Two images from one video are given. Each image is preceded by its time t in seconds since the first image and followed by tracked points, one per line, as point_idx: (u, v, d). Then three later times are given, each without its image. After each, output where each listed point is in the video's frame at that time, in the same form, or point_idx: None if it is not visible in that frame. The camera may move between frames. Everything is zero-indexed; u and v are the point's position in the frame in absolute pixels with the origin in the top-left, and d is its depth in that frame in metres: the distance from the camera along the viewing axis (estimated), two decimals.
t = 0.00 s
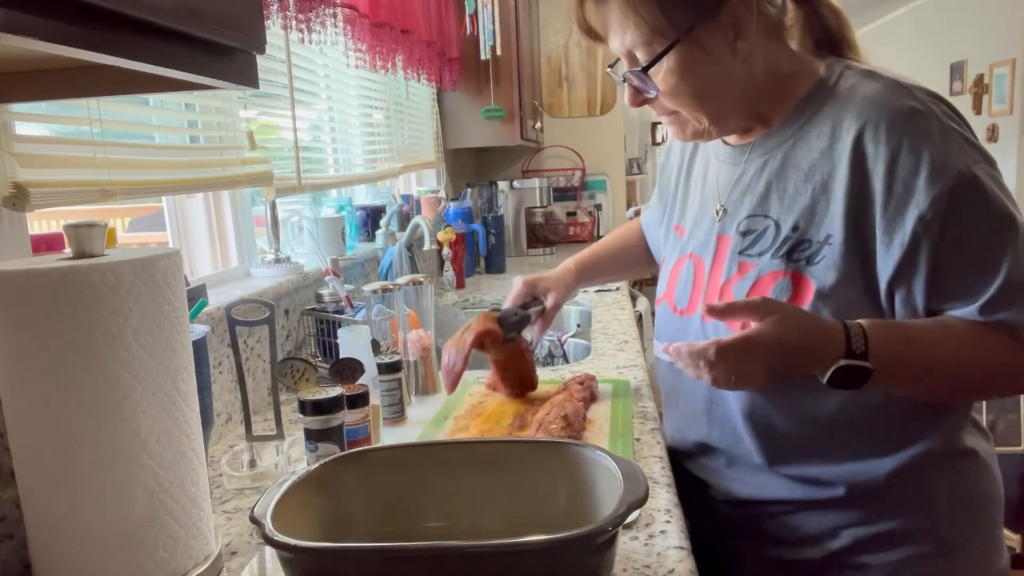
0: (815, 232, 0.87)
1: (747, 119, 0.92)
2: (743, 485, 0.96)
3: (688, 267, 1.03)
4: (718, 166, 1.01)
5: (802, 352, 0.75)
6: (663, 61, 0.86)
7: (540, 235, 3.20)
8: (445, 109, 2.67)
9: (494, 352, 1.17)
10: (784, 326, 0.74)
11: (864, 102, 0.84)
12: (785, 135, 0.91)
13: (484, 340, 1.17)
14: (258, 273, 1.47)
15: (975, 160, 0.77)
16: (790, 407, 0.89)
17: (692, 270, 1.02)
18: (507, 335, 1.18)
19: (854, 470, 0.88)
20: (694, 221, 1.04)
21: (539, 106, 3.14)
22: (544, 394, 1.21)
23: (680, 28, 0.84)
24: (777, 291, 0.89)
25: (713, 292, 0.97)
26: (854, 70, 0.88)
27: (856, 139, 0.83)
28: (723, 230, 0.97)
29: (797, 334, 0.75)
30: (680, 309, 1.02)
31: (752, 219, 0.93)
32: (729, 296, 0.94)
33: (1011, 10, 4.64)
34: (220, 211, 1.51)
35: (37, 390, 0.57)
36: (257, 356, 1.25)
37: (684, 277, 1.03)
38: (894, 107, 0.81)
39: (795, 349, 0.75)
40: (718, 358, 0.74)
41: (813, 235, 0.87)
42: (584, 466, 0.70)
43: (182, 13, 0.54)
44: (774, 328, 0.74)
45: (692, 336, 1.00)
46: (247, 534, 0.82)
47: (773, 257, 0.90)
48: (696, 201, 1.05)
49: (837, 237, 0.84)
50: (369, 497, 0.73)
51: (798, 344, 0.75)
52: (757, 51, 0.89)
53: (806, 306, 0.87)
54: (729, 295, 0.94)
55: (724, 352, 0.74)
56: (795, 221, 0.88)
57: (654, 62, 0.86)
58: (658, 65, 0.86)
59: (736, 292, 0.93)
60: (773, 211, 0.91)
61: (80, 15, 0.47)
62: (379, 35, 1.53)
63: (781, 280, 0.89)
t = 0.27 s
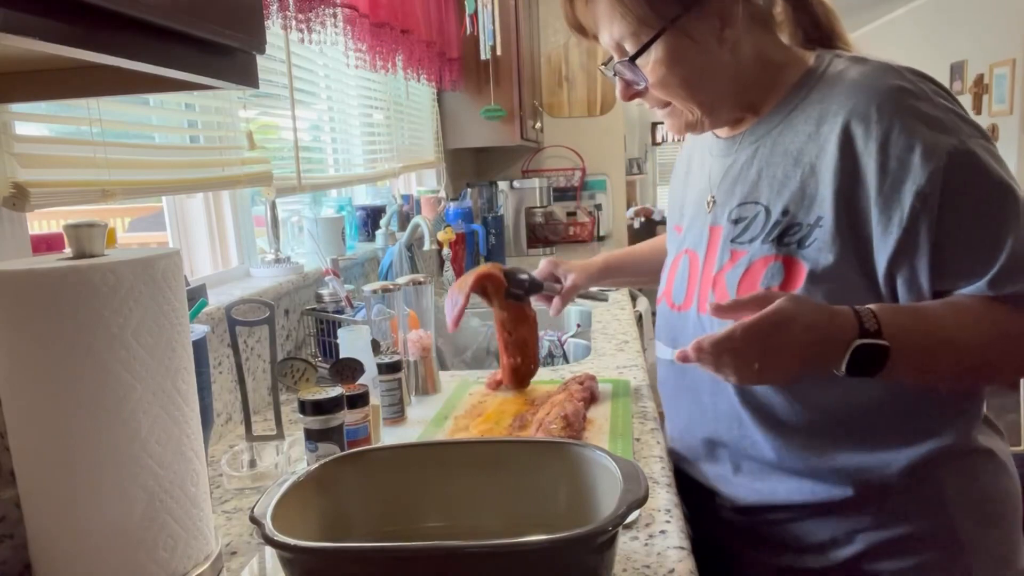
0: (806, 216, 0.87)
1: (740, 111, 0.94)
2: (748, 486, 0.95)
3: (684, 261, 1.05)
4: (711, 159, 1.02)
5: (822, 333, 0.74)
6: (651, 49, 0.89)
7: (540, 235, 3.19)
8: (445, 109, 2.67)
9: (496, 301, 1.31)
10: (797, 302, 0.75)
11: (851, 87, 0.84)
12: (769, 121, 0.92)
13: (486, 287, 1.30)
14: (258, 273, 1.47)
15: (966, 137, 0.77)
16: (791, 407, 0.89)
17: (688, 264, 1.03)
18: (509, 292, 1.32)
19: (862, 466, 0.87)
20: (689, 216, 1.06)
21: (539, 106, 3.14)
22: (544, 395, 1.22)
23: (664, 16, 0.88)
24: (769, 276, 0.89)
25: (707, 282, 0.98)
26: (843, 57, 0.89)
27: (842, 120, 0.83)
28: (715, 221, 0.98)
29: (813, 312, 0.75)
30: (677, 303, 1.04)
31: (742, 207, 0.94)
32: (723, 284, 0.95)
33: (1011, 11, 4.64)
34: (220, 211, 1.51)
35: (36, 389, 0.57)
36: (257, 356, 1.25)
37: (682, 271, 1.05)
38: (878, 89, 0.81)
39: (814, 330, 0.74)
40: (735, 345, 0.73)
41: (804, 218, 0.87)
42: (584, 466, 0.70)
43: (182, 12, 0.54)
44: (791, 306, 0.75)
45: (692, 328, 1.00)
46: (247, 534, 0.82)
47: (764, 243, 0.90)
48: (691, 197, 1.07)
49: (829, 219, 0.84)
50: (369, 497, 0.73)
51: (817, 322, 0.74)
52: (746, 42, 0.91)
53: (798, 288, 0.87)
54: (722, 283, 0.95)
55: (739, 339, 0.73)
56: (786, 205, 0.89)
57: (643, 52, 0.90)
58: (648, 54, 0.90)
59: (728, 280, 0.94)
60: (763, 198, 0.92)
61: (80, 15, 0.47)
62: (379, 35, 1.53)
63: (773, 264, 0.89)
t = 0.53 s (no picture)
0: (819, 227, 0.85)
1: (758, 108, 0.93)
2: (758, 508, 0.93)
3: (697, 264, 1.05)
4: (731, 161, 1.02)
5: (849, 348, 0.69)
6: (667, 42, 0.88)
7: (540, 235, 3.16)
8: (445, 109, 2.67)
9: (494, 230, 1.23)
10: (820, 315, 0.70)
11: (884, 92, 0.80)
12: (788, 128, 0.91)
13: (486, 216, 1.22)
14: (258, 273, 1.47)
15: (999, 151, 0.72)
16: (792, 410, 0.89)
17: (699, 267, 1.04)
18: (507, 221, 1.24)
19: (874, 491, 0.83)
20: (706, 218, 1.06)
21: (539, 106, 3.14)
22: (544, 395, 1.22)
23: (682, 7, 0.85)
24: (776, 287, 0.88)
25: (715, 289, 0.98)
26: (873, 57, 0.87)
27: (863, 131, 0.80)
28: (728, 225, 0.98)
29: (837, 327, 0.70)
30: (687, 308, 1.05)
31: (755, 212, 0.93)
32: (729, 293, 0.94)
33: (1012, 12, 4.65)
34: (220, 211, 1.51)
35: (36, 388, 0.57)
36: (257, 356, 1.25)
37: (695, 274, 1.05)
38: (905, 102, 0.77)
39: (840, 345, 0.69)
40: (755, 358, 0.67)
41: (817, 229, 0.85)
42: (584, 466, 0.70)
43: (182, 13, 0.54)
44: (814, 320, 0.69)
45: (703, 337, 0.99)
46: (247, 534, 0.82)
47: (773, 252, 0.89)
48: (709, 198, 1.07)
49: (842, 232, 0.81)
50: (369, 497, 0.73)
51: (844, 334, 0.69)
52: (770, 35, 0.88)
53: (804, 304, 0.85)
54: (729, 292, 0.94)
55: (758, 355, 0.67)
56: (799, 215, 0.87)
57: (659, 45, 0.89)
58: (664, 47, 0.88)
59: (733, 288, 0.94)
60: (776, 205, 0.91)
61: (81, 15, 0.47)
62: (379, 35, 1.53)
63: (781, 276, 0.87)
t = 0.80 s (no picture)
0: (895, 255, 0.75)
1: (830, 103, 0.83)
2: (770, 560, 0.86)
3: (740, 279, 0.97)
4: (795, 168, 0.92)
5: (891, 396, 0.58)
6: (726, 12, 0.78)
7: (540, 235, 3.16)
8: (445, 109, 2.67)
9: (493, 179, 1.07)
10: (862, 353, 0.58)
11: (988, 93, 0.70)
12: (867, 140, 0.82)
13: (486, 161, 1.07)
14: (258, 273, 1.47)
15: None
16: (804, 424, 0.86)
17: (744, 284, 0.95)
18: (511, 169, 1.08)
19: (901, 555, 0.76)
20: (753, 228, 0.98)
21: (539, 106, 3.15)
22: (544, 395, 1.22)
23: None
24: (835, 319, 0.78)
25: (761, 312, 0.88)
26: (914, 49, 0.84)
27: (967, 143, 0.70)
28: (783, 240, 0.90)
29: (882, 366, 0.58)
30: (727, 326, 0.96)
31: (817, 229, 0.85)
32: (778, 318, 0.85)
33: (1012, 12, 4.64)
34: (220, 211, 1.51)
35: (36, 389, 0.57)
36: (257, 356, 1.25)
37: (738, 290, 0.96)
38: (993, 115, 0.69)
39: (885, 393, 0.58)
40: (786, 399, 0.55)
41: (892, 258, 0.76)
42: (584, 466, 0.70)
43: (183, 13, 0.54)
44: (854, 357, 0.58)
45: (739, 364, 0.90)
46: (247, 534, 0.82)
47: (836, 277, 0.80)
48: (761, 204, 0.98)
49: (924, 263, 0.72)
50: (370, 496, 0.73)
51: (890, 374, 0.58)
52: (859, 8, 0.76)
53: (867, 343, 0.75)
54: (778, 317, 0.85)
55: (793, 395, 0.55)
56: (872, 238, 0.78)
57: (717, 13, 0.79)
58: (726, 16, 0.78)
59: (782, 314, 0.84)
60: (846, 224, 0.82)
61: (80, 16, 0.47)
62: (379, 35, 1.53)
63: (842, 309, 0.78)
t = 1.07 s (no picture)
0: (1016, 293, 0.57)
1: (952, 69, 0.58)
2: None
3: (808, 290, 0.76)
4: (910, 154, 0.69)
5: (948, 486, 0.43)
6: None
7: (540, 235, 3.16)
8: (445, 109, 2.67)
9: (471, 188, 0.72)
10: (922, 427, 0.42)
11: None
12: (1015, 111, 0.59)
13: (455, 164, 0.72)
14: (258, 273, 1.47)
15: None
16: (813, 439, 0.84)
17: (810, 296, 0.76)
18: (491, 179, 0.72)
19: None
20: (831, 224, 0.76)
21: (539, 106, 3.15)
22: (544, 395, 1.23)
23: None
24: (927, 370, 0.61)
25: (832, 343, 0.70)
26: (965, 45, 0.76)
27: None
28: (874, 249, 0.69)
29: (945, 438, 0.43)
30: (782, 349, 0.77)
31: (921, 246, 0.65)
32: (853, 354, 0.67)
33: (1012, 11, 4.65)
34: (220, 211, 1.51)
35: (37, 389, 0.57)
36: (257, 356, 1.25)
37: (797, 304, 0.77)
38: None
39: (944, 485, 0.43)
40: (810, 476, 0.42)
41: (1014, 296, 0.57)
42: (584, 467, 0.70)
43: (183, 13, 0.54)
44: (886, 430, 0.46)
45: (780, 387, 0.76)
46: (247, 534, 0.82)
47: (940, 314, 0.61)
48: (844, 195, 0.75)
49: None
50: (369, 497, 0.73)
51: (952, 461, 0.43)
52: None
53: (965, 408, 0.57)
54: (852, 354, 0.67)
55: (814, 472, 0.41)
56: (987, 266, 0.59)
57: None
58: None
59: (862, 351, 0.66)
60: (955, 242, 0.62)
61: (79, 16, 0.47)
62: (379, 35, 1.53)
63: (939, 358, 0.60)
